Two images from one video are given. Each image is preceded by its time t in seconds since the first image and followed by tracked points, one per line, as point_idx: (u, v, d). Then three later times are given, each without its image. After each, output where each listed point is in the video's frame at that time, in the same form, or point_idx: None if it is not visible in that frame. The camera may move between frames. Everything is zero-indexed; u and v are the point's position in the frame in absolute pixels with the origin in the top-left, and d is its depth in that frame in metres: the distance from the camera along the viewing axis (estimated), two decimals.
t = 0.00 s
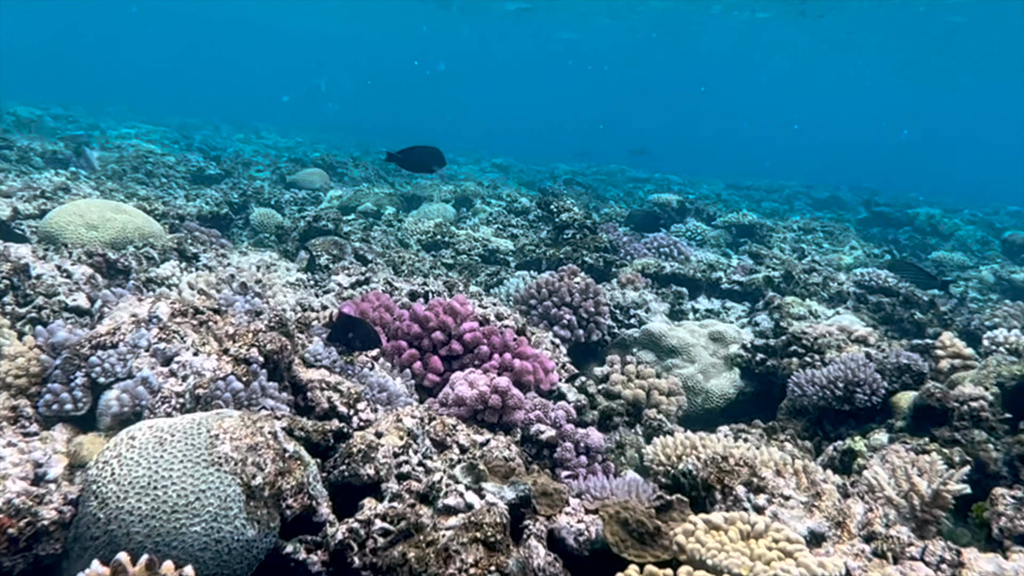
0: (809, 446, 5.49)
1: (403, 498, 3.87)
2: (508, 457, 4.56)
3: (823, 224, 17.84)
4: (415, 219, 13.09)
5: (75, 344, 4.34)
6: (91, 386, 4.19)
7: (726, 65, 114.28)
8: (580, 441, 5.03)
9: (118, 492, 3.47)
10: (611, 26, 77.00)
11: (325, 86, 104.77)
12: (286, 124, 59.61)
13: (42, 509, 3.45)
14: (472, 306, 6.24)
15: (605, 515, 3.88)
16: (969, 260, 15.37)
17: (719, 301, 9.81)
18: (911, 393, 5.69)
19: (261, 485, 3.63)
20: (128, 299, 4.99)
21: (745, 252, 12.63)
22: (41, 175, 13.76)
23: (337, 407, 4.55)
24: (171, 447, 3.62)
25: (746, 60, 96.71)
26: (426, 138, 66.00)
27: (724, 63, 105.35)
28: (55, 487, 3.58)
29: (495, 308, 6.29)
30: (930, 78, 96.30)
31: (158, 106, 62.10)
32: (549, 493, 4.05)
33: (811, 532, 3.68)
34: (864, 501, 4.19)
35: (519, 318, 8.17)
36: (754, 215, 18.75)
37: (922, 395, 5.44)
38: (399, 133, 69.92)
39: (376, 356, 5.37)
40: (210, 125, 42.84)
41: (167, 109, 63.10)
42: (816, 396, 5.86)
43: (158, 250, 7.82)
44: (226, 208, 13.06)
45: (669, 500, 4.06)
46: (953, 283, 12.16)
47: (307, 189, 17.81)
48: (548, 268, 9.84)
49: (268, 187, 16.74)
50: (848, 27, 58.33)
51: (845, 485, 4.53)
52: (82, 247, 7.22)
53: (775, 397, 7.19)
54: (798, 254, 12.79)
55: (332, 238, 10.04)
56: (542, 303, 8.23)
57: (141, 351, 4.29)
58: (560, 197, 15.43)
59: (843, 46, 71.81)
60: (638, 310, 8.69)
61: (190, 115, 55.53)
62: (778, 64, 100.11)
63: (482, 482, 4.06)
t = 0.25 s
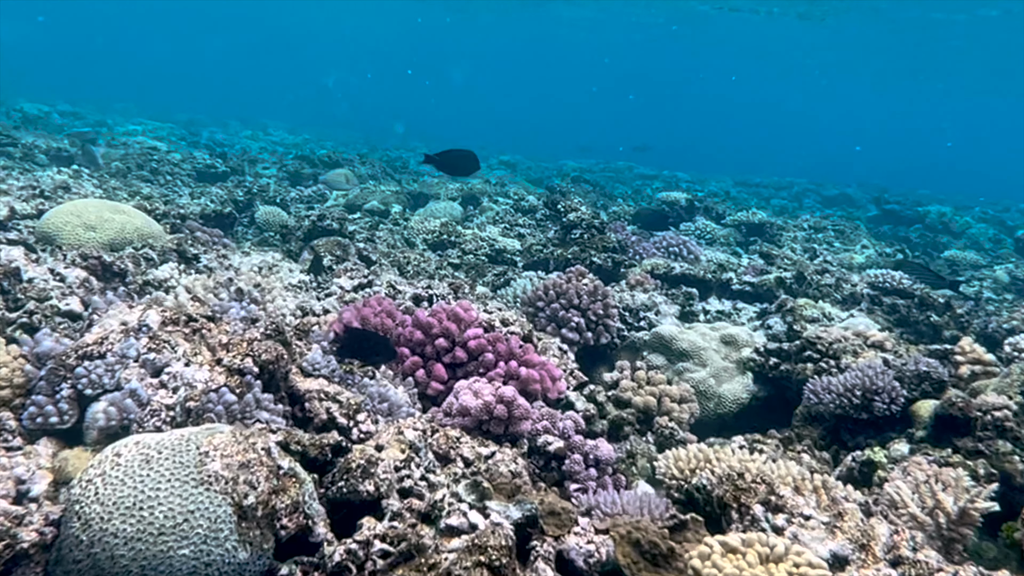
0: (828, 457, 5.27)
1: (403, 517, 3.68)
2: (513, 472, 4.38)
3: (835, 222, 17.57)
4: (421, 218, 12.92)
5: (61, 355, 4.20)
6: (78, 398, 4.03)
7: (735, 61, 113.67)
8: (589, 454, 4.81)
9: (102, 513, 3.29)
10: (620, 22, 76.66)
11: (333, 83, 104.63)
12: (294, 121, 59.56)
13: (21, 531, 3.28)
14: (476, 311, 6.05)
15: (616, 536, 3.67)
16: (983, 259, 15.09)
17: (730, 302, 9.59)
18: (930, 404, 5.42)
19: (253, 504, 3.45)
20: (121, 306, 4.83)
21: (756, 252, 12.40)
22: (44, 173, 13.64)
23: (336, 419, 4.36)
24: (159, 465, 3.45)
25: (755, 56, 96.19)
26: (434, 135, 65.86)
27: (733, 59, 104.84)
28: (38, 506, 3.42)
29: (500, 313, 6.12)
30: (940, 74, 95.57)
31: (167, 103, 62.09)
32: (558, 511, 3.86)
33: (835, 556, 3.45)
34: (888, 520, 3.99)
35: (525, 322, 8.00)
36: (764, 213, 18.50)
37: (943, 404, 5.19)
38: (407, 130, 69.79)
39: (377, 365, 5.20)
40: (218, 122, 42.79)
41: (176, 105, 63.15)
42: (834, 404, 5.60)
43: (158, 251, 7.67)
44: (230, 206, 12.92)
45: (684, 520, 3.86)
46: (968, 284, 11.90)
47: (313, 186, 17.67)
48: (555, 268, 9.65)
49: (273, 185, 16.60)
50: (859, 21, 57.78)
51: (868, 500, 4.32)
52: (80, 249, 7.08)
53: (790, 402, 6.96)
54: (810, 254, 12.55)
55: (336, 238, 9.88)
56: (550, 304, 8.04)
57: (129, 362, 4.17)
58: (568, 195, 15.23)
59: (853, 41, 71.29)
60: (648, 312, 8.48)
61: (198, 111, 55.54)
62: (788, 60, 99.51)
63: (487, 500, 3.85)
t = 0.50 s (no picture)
0: (842, 466, 5.10)
1: (402, 534, 3.53)
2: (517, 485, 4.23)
3: (843, 220, 17.36)
4: (424, 217, 12.78)
5: (50, 362, 4.08)
6: (68, 407, 3.91)
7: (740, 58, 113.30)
8: (597, 464, 4.64)
9: (88, 530, 3.14)
10: (625, 19, 76.39)
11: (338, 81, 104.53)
12: (299, 119, 59.48)
13: (4, 549, 3.13)
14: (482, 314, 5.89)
15: (626, 554, 3.51)
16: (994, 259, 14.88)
17: (739, 303, 9.42)
18: (949, 411, 5.13)
19: (247, 520, 3.29)
20: (114, 312, 4.70)
21: (763, 253, 12.23)
22: (44, 172, 13.53)
23: (335, 428, 4.22)
24: (148, 480, 3.30)
25: (760, 52, 95.83)
26: (439, 132, 65.72)
27: (738, 56, 104.51)
28: (24, 522, 3.29)
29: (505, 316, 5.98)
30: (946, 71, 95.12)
31: (171, 101, 62.04)
32: (565, 527, 3.70)
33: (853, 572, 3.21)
34: (909, 536, 3.81)
35: (529, 324, 7.86)
36: (772, 212, 18.31)
37: (959, 411, 4.93)
38: (412, 127, 69.66)
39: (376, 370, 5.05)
40: (222, 120, 42.71)
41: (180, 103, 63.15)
42: (847, 412, 5.43)
43: (157, 252, 7.54)
44: (232, 206, 12.81)
45: (696, 537, 3.70)
46: (980, 286, 11.69)
47: (316, 185, 17.54)
48: (561, 269, 9.50)
49: (275, 184, 16.49)
50: (865, 18, 57.43)
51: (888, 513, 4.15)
52: (77, 251, 6.95)
53: (801, 406, 6.79)
54: (819, 254, 12.38)
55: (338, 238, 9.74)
56: (555, 306, 7.90)
57: (122, 371, 4.04)
58: (573, 195, 15.07)
59: (859, 38, 70.93)
60: (655, 314, 8.32)
61: (203, 110, 55.54)
62: (793, 58, 99.11)
63: (491, 515, 3.69)
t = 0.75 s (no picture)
0: (861, 479, 4.91)
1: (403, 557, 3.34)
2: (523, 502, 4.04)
3: (852, 219, 17.13)
4: (427, 216, 12.58)
5: (34, 373, 3.89)
6: (52, 420, 3.72)
7: (745, 55, 112.83)
8: (606, 478, 4.44)
9: (69, 555, 2.96)
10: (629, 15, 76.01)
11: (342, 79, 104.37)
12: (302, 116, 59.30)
13: None
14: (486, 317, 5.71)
15: None
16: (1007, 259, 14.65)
17: (749, 305, 9.22)
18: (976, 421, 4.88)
19: (238, 544, 3.08)
20: (104, 319, 4.51)
21: (773, 253, 12.01)
22: (42, 171, 13.34)
23: (333, 441, 4.04)
24: (134, 501, 3.10)
25: (765, 49, 95.41)
26: (442, 130, 65.50)
27: (743, 53, 104.07)
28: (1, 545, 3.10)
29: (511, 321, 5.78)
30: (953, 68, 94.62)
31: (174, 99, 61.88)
32: (575, 549, 3.51)
33: None
34: (938, 557, 3.60)
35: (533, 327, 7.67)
36: (779, 210, 18.09)
37: (987, 422, 4.70)
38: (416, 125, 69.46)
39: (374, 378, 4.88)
40: (226, 117, 42.53)
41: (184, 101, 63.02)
42: (866, 421, 5.22)
43: (153, 253, 7.36)
44: (232, 205, 12.63)
45: (713, 559, 3.49)
46: (994, 287, 11.46)
47: (318, 184, 17.36)
48: (566, 271, 9.31)
49: (277, 182, 16.31)
50: (872, 15, 57.04)
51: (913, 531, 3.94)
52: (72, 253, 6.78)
53: (815, 414, 6.59)
54: (829, 254, 12.17)
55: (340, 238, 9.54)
56: (560, 308, 7.70)
57: (109, 383, 3.84)
58: (578, 194, 14.87)
59: (865, 34, 70.52)
60: (664, 317, 8.12)
61: (206, 107, 55.39)
62: (799, 54, 98.65)
63: (497, 536, 3.52)
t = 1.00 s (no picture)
0: (882, 494, 4.71)
1: None
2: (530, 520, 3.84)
3: (861, 217, 16.91)
4: (430, 215, 12.39)
5: (16, 386, 3.69)
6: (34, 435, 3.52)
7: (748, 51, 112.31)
8: (616, 493, 4.24)
9: None
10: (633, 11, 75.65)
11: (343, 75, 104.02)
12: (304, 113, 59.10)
13: None
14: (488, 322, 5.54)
15: None
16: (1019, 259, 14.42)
17: (758, 307, 9.02)
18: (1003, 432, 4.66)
19: (227, 570, 2.87)
20: (92, 326, 4.31)
21: (781, 253, 11.81)
22: (39, 169, 13.15)
23: (330, 454, 3.82)
24: (117, 524, 2.91)
25: (769, 45, 95.03)
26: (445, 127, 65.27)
27: (746, 49, 103.67)
28: None
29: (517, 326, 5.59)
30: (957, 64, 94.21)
31: (175, 96, 61.63)
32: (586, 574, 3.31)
33: None
34: None
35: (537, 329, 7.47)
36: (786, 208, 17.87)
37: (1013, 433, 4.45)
38: (418, 122, 69.22)
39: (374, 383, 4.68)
40: (227, 114, 42.33)
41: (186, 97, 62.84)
42: (887, 432, 5.08)
43: (148, 254, 7.17)
44: (231, 203, 12.42)
45: None
46: (1008, 288, 11.25)
47: (319, 182, 17.16)
48: (572, 271, 9.11)
49: (278, 180, 16.12)
50: (877, 10, 56.69)
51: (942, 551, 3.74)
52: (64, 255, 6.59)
53: (824, 422, 6.40)
54: (839, 254, 11.96)
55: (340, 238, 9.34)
56: (566, 310, 7.50)
57: (95, 396, 3.65)
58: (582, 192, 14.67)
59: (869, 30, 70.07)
60: (672, 319, 7.92)
61: (208, 104, 55.20)
62: (803, 50, 98.24)
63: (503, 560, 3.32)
